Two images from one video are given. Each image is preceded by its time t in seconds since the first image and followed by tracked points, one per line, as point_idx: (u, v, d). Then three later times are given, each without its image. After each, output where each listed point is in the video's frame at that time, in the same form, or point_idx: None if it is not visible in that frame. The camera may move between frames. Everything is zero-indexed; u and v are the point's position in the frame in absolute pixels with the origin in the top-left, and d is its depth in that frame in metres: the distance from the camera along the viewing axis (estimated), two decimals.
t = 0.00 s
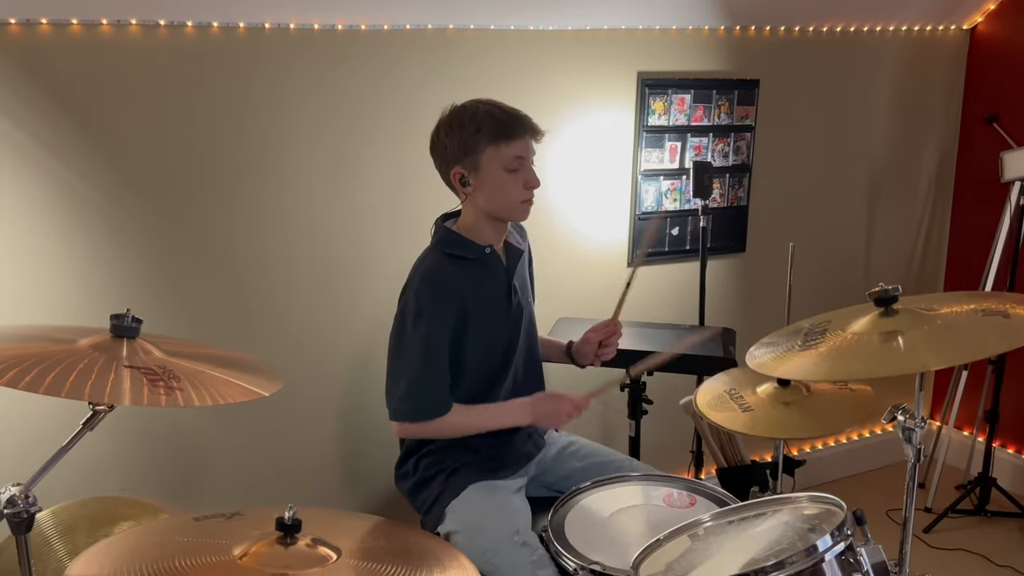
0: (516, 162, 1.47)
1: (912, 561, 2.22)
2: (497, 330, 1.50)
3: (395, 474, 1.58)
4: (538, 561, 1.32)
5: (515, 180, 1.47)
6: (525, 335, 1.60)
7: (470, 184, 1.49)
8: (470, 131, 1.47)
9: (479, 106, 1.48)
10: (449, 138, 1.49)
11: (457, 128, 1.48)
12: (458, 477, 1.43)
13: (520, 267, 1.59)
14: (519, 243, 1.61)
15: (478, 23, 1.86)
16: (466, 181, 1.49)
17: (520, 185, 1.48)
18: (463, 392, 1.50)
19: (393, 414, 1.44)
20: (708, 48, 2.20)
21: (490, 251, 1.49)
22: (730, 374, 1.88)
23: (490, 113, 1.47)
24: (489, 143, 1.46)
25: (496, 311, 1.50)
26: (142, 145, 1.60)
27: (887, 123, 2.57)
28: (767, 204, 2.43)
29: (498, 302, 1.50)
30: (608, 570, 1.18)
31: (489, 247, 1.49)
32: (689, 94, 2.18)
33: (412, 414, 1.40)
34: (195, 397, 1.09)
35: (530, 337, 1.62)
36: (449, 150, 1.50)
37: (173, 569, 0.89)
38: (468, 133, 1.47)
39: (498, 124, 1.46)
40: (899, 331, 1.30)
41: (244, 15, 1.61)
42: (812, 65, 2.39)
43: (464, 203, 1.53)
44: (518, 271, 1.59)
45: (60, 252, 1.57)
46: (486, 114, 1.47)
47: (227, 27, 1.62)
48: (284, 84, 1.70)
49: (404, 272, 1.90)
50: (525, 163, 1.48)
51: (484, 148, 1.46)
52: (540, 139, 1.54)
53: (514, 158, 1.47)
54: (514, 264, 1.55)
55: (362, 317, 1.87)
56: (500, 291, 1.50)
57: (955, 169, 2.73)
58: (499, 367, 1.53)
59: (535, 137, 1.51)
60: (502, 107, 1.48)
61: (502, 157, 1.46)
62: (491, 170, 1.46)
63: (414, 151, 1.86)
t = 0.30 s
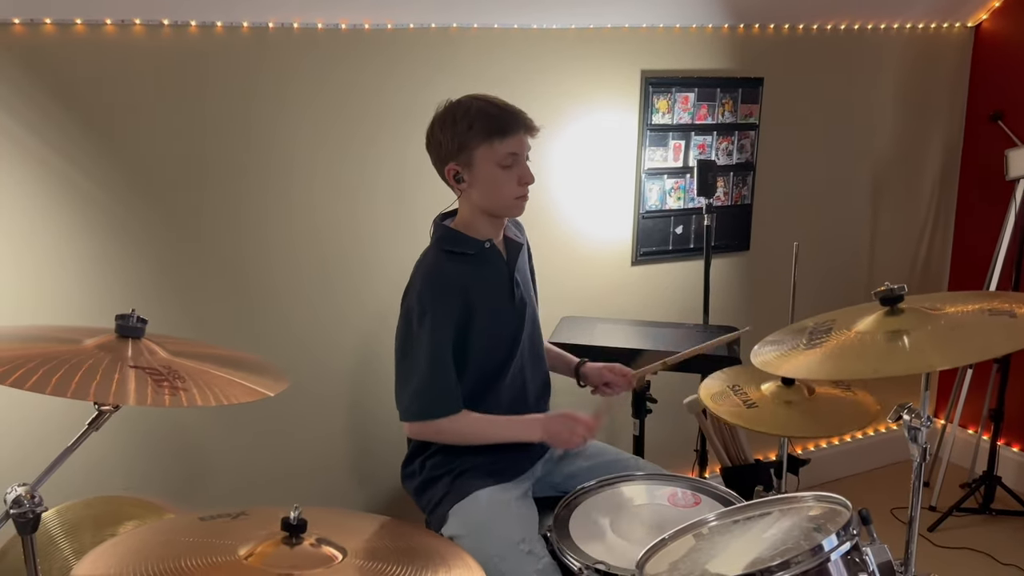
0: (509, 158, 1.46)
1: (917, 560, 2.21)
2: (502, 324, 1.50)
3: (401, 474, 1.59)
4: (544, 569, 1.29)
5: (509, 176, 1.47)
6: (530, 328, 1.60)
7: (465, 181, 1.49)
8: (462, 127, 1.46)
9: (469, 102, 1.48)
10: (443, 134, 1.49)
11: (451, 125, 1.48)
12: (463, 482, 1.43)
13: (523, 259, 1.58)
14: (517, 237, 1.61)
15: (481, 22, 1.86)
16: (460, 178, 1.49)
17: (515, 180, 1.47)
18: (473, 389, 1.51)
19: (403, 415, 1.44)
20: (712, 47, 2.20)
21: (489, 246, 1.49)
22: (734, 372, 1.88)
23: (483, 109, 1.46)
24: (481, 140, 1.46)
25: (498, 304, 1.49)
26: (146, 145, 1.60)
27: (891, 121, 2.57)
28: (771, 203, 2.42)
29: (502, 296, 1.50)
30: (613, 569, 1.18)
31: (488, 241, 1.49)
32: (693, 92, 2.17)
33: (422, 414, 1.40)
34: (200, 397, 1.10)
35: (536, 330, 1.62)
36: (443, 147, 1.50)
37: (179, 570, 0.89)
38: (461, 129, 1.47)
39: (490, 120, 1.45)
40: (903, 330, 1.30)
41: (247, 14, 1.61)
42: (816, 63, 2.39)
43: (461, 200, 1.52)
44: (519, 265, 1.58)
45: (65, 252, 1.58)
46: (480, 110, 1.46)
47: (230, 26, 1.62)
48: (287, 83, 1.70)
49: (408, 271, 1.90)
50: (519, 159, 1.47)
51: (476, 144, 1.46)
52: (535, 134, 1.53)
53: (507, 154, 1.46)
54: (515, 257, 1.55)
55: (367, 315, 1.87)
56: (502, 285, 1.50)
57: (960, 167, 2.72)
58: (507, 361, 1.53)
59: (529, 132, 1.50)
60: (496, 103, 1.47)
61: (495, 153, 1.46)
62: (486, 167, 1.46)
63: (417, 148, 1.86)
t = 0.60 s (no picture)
0: (517, 156, 1.46)
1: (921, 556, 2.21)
2: (501, 324, 1.50)
3: (403, 471, 1.58)
4: (544, 541, 1.30)
5: (515, 174, 1.46)
6: (529, 327, 1.60)
7: (470, 177, 1.48)
8: (471, 124, 1.46)
9: (481, 100, 1.48)
10: (451, 130, 1.49)
11: (459, 120, 1.48)
12: (464, 469, 1.43)
13: (524, 260, 1.58)
14: (522, 238, 1.60)
15: (484, 16, 1.85)
16: (466, 175, 1.49)
17: (521, 178, 1.47)
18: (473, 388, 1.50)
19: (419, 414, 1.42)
20: (716, 41, 2.19)
21: (490, 247, 1.48)
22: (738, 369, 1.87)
23: (491, 106, 1.46)
24: (489, 137, 1.46)
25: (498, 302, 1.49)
26: (148, 141, 1.60)
27: (896, 115, 2.56)
28: (775, 198, 2.41)
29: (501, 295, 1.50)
30: (617, 565, 1.18)
31: (488, 242, 1.49)
32: (697, 87, 2.16)
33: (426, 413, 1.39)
34: (203, 393, 1.09)
35: (534, 329, 1.62)
36: (450, 143, 1.50)
37: (182, 567, 0.89)
38: (469, 125, 1.46)
39: (498, 118, 1.45)
40: (910, 325, 1.29)
41: (250, 10, 1.61)
42: (820, 57, 2.38)
43: (465, 196, 1.52)
44: (523, 267, 1.58)
45: (67, 248, 1.57)
46: (488, 107, 1.46)
47: (232, 22, 1.62)
48: (289, 78, 1.69)
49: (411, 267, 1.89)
50: (525, 157, 1.47)
51: (484, 141, 1.46)
52: (542, 134, 1.53)
53: (514, 152, 1.46)
54: (518, 258, 1.54)
55: (369, 312, 1.86)
56: (502, 284, 1.50)
57: (965, 161, 2.71)
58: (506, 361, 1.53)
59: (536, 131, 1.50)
60: (503, 101, 1.47)
61: (502, 151, 1.45)
62: (492, 164, 1.45)
63: (419, 145, 1.85)
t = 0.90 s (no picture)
0: (517, 146, 1.47)
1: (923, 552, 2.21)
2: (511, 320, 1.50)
3: (408, 468, 1.58)
4: (550, 554, 1.30)
5: (516, 165, 1.47)
6: (535, 325, 1.60)
7: (472, 172, 1.48)
8: (468, 118, 1.46)
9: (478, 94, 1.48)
10: (448, 128, 1.49)
11: (456, 117, 1.48)
12: (469, 471, 1.43)
13: (530, 258, 1.58)
14: (525, 232, 1.59)
15: (485, 12, 1.85)
16: (468, 170, 1.48)
17: (523, 169, 1.47)
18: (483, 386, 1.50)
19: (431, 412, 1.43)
20: (718, 37, 2.18)
21: (495, 243, 1.48)
22: (740, 365, 1.87)
23: (488, 99, 1.47)
24: (488, 129, 1.46)
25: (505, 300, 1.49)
26: (149, 139, 1.60)
27: (898, 110, 2.55)
28: (777, 194, 2.41)
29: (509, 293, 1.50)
30: (619, 562, 1.18)
31: (494, 240, 1.48)
32: (698, 83, 2.16)
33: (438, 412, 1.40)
34: (204, 391, 1.09)
35: (540, 325, 1.62)
36: (449, 140, 1.49)
37: (184, 565, 0.89)
38: (468, 120, 1.46)
39: (497, 110, 1.46)
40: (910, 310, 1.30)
41: (250, 7, 1.60)
42: (822, 52, 2.37)
43: (466, 193, 1.52)
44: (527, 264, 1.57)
45: (68, 246, 1.57)
46: (488, 100, 1.47)
47: (232, 18, 1.61)
48: (290, 75, 1.69)
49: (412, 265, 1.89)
50: (526, 147, 1.48)
51: (484, 133, 1.46)
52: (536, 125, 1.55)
53: (514, 143, 1.47)
54: (522, 254, 1.54)
55: (370, 309, 1.86)
56: (508, 282, 1.50)
57: (967, 157, 2.70)
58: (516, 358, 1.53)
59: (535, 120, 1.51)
60: (501, 95, 1.48)
61: (503, 142, 1.46)
62: (493, 156, 1.46)
63: (420, 142, 1.85)
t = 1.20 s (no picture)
0: (528, 154, 1.46)
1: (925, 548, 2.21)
2: (505, 317, 1.50)
3: (409, 466, 1.57)
4: (552, 553, 1.30)
5: (526, 172, 1.47)
6: (532, 322, 1.59)
7: (481, 176, 1.47)
8: (481, 122, 1.45)
9: (492, 97, 1.46)
10: (460, 128, 1.48)
11: (468, 118, 1.46)
12: (470, 470, 1.43)
13: (527, 254, 1.58)
14: (524, 229, 1.60)
15: (486, 9, 1.84)
16: (477, 174, 1.47)
17: (532, 175, 1.47)
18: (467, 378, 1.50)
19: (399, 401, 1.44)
20: (719, 33, 2.18)
21: (496, 238, 1.49)
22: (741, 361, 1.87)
23: (502, 104, 1.45)
24: (501, 137, 1.45)
25: (502, 295, 1.49)
26: (150, 137, 1.60)
27: (899, 106, 2.54)
28: (779, 190, 2.41)
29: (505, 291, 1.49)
30: (621, 559, 1.18)
31: (494, 234, 1.49)
32: (699, 79, 2.16)
33: (417, 398, 1.40)
34: (206, 389, 1.10)
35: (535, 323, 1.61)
36: (460, 142, 1.48)
37: (186, 562, 0.90)
38: (480, 124, 1.45)
39: (510, 118, 1.45)
40: (902, 322, 1.29)
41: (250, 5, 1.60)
42: (823, 48, 2.37)
43: (471, 192, 1.51)
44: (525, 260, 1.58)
45: (70, 244, 1.58)
46: (500, 106, 1.45)
47: (233, 17, 1.61)
48: (291, 73, 1.69)
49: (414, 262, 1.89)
50: (536, 155, 1.48)
51: (496, 139, 1.45)
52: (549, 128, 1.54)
53: (525, 150, 1.46)
54: (521, 251, 1.55)
55: (371, 306, 1.86)
56: (506, 277, 1.50)
57: (969, 152, 2.70)
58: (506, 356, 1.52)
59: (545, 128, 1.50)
60: (515, 99, 1.47)
61: (515, 149, 1.46)
62: (504, 162, 1.45)
63: (421, 138, 1.85)
